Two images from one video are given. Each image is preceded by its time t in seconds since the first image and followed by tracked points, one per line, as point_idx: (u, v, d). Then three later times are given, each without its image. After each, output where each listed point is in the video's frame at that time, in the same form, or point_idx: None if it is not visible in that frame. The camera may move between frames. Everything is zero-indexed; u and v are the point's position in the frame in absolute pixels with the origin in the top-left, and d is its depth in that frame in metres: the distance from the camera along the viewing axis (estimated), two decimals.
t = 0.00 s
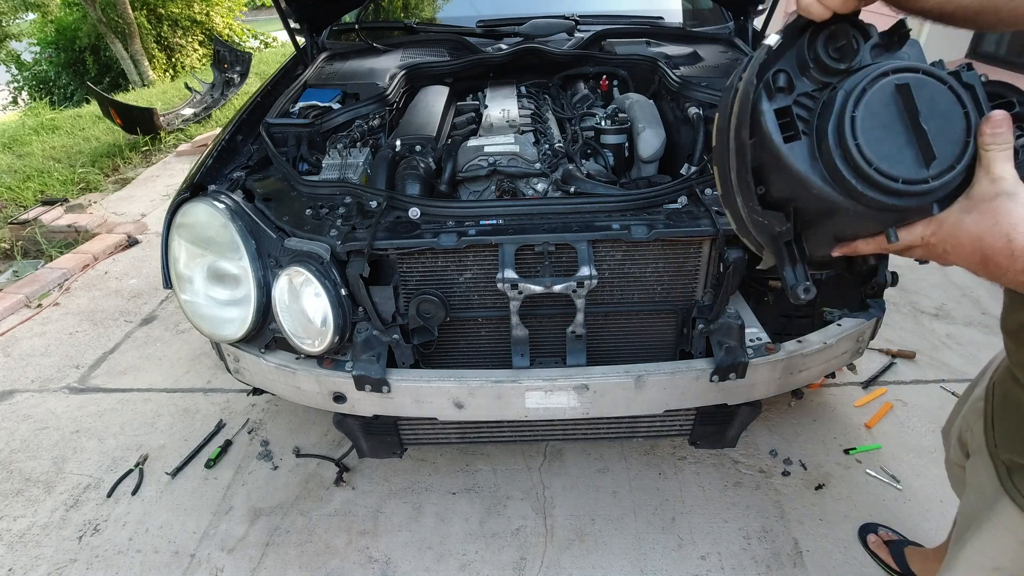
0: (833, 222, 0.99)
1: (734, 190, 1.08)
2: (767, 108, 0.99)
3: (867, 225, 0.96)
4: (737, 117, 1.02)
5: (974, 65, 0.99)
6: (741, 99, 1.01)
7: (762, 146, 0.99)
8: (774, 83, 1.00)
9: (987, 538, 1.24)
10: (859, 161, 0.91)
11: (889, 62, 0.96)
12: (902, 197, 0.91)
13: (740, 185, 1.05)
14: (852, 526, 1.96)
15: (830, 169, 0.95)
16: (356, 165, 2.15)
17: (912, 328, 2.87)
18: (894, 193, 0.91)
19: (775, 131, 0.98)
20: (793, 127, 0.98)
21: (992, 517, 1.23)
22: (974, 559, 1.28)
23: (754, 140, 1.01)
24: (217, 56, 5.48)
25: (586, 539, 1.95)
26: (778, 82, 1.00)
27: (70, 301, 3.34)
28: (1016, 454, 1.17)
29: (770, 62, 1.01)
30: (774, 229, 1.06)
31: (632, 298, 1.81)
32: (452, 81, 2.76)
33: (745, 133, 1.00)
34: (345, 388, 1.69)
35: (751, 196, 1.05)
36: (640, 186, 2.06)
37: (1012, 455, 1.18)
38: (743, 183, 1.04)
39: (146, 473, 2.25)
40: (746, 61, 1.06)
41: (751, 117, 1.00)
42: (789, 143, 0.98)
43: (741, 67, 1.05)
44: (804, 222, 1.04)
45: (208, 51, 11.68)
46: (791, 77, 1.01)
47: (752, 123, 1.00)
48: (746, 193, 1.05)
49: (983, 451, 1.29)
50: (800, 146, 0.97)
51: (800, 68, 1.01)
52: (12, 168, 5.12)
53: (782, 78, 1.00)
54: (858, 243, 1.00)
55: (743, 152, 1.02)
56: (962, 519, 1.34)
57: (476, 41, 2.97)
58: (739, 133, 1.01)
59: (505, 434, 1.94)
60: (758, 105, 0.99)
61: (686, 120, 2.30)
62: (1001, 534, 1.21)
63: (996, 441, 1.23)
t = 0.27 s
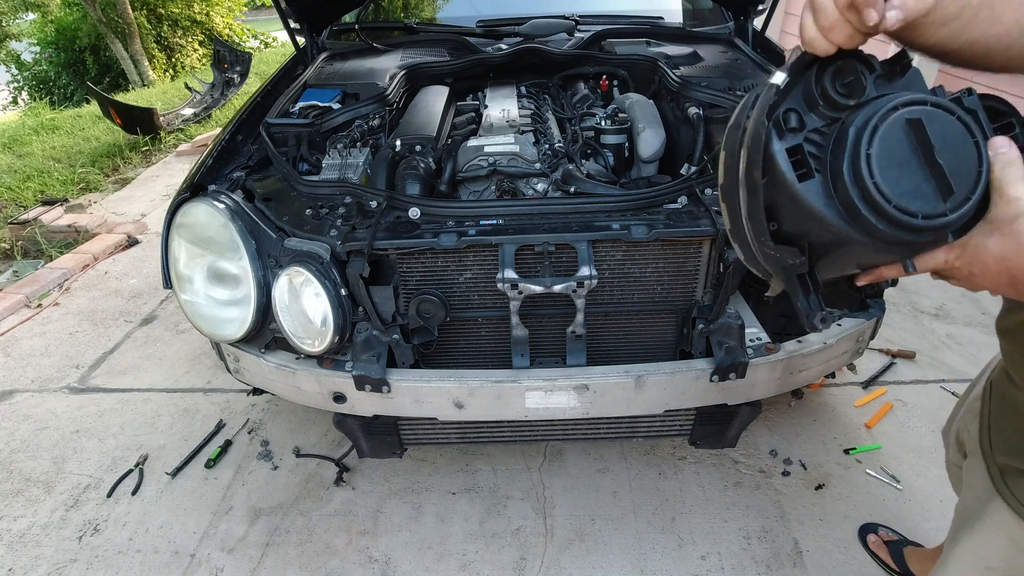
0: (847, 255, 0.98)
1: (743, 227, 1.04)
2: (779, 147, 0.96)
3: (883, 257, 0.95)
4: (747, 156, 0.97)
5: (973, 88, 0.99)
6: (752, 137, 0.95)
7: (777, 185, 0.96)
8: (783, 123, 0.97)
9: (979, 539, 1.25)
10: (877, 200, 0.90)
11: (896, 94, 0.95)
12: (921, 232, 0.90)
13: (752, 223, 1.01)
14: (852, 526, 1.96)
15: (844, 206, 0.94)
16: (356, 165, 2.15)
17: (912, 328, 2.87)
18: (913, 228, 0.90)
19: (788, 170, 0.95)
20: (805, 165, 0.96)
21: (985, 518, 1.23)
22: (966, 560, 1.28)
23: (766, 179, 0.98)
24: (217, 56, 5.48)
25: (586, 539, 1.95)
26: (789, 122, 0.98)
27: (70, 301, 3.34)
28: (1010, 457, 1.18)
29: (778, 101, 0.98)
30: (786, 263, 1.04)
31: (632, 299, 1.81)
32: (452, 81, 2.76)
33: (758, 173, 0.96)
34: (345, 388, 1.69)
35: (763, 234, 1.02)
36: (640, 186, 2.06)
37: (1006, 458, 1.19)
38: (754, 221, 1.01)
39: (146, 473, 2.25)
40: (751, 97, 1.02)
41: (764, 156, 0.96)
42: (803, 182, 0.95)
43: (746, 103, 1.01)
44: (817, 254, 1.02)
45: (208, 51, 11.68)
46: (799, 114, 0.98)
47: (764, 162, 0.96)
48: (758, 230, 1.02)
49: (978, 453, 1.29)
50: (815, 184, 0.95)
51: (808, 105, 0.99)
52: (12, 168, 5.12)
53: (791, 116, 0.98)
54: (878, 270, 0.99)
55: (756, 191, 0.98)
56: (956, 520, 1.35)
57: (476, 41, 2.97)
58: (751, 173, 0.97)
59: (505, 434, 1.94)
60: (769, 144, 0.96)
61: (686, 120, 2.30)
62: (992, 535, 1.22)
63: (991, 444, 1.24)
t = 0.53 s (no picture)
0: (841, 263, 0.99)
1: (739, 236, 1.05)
2: (776, 160, 0.95)
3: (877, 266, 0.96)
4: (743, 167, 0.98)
5: (964, 91, 0.99)
6: (748, 150, 0.97)
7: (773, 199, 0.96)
8: (780, 136, 0.97)
9: (984, 545, 1.23)
10: (875, 216, 0.89)
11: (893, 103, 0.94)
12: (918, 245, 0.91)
13: (746, 233, 1.02)
14: (852, 526, 1.96)
15: (840, 218, 0.93)
16: (356, 165, 2.15)
17: (912, 328, 2.86)
18: (910, 242, 0.90)
19: (785, 184, 0.95)
20: (802, 177, 0.96)
21: (991, 524, 1.22)
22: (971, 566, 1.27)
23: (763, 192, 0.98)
24: (217, 56, 5.47)
25: (586, 539, 1.95)
26: (787, 135, 0.98)
27: (70, 301, 3.34)
28: (1017, 462, 1.17)
29: (775, 113, 0.98)
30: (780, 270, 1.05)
31: (632, 299, 1.81)
32: (452, 81, 2.76)
33: (754, 186, 0.97)
34: (345, 388, 1.69)
35: (758, 242, 1.02)
36: (640, 186, 2.06)
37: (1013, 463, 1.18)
38: (749, 231, 1.02)
39: (146, 473, 2.25)
40: (746, 107, 1.02)
41: (760, 170, 0.96)
42: (800, 194, 0.95)
43: (741, 114, 1.01)
44: (812, 263, 1.02)
45: (208, 51, 11.68)
46: (795, 127, 0.99)
47: (761, 176, 0.96)
48: (753, 240, 1.03)
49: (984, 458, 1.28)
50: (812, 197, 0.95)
51: (804, 116, 0.99)
52: (13, 168, 5.12)
53: (788, 130, 0.98)
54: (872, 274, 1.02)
55: (751, 203, 0.98)
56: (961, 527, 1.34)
57: (476, 41, 2.97)
58: (747, 186, 0.97)
59: (505, 434, 1.94)
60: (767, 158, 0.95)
61: (686, 120, 2.30)
62: (996, 541, 1.21)
63: (998, 450, 1.23)
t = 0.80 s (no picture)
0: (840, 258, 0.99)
1: (738, 226, 1.05)
2: (783, 154, 0.94)
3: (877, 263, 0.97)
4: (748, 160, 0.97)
5: (975, 88, 0.99)
6: (754, 143, 0.96)
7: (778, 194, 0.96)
8: (789, 129, 0.96)
9: (973, 541, 1.24)
10: (883, 216, 0.89)
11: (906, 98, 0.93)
12: (924, 245, 0.91)
13: (746, 225, 1.02)
14: (852, 526, 1.96)
15: (845, 216, 0.93)
16: (356, 165, 2.15)
17: (912, 328, 2.86)
18: (915, 242, 0.90)
19: (791, 180, 0.94)
20: (808, 171, 0.95)
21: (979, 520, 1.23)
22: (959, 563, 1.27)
23: (767, 185, 0.97)
24: (217, 56, 5.47)
25: (586, 539, 1.95)
26: (796, 129, 0.96)
27: (70, 301, 3.34)
28: (1006, 458, 1.17)
29: (786, 105, 0.96)
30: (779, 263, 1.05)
31: (632, 299, 1.81)
32: (452, 81, 2.76)
33: (758, 180, 0.96)
34: (345, 388, 1.69)
35: (756, 235, 1.02)
36: (640, 186, 2.06)
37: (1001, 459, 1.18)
38: (749, 223, 1.02)
39: (146, 473, 2.25)
40: (755, 95, 1.00)
41: (766, 164, 0.95)
42: (805, 191, 0.94)
43: (750, 102, 0.99)
44: (810, 256, 1.03)
45: (208, 51, 11.68)
46: (805, 119, 0.97)
47: (766, 170, 0.96)
48: (752, 233, 1.02)
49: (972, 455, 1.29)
50: (818, 194, 0.94)
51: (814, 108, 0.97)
52: (13, 168, 5.12)
53: (798, 122, 0.96)
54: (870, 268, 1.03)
55: (754, 197, 0.98)
56: (951, 524, 1.34)
57: (476, 41, 2.97)
58: (751, 180, 0.97)
59: (505, 434, 1.94)
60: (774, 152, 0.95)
61: (686, 120, 2.30)
62: (985, 537, 1.21)
63: (986, 446, 1.23)
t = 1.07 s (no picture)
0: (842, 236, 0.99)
1: (744, 193, 1.05)
2: (799, 126, 0.93)
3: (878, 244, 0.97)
4: (763, 128, 0.96)
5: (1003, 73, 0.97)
6: (771, 110, 0.94)
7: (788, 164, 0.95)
8: (810, 99, 0.93)
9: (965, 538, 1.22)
10: (890, 199, 0.88)
11: (933, 78, 0.90)
12: (927, 231, 0.90)
13: (753, 193, 1.02)
14: (852, 526, 1.96)
15: (851, 196, 0.92)
16: (357, 165, 2.15)
17: (911, 328, 2.86)
18: (918, 228, 0.90)
19: (803, 152, 0.93)
20: (822, 146, 0.93)
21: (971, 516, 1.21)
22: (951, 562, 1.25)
23: (778, 155, 0.96)
24: (216, 56, 5.47)
25: (586, 539, 1.95)
26: (817, 101, 0.93)
27: (70, 301, 3.34)
28: (998, 452, 1.17)
29: (810, 74, 0.93)
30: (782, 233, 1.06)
31: (632, 299, 1.81)
32: (452, 81, 2.76)
33: (770, 149, 0.95)
34: (345, 388, 1.69)
35: (761, 204, 1.02)
36: (640, 186, 2.06)
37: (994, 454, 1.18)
38: (755, 191, 1.01)
39: (146, 473, 2.25)
40: (780, 60, 0.97)
41: (780, 133, 0.94)
42: (816, 165, 0.93)
43: (773, 67, 0.96)
44: (812, 232, 1.03)
45: (208, 51, 11.69)
46: (827, 91, 0.94)
47: (780, 139, 0.94)
48: (758, 202, 1.02)
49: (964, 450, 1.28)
50: (828, 169, 0.93)
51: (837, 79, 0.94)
52: (12, 168, 5.12)
53: (819, 95, 0.93)
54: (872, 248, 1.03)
55: (765, 165, 0.97)
56: (943, 521, 1.32)
57: (476, 41, 2.97)
58: (764, 147, 0.96)
59: (505, 434, 1.94)
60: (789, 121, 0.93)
61: (686, 120, 2.30)
62: (977, 534, 1.19)
63: (978, 441, 1.22)
